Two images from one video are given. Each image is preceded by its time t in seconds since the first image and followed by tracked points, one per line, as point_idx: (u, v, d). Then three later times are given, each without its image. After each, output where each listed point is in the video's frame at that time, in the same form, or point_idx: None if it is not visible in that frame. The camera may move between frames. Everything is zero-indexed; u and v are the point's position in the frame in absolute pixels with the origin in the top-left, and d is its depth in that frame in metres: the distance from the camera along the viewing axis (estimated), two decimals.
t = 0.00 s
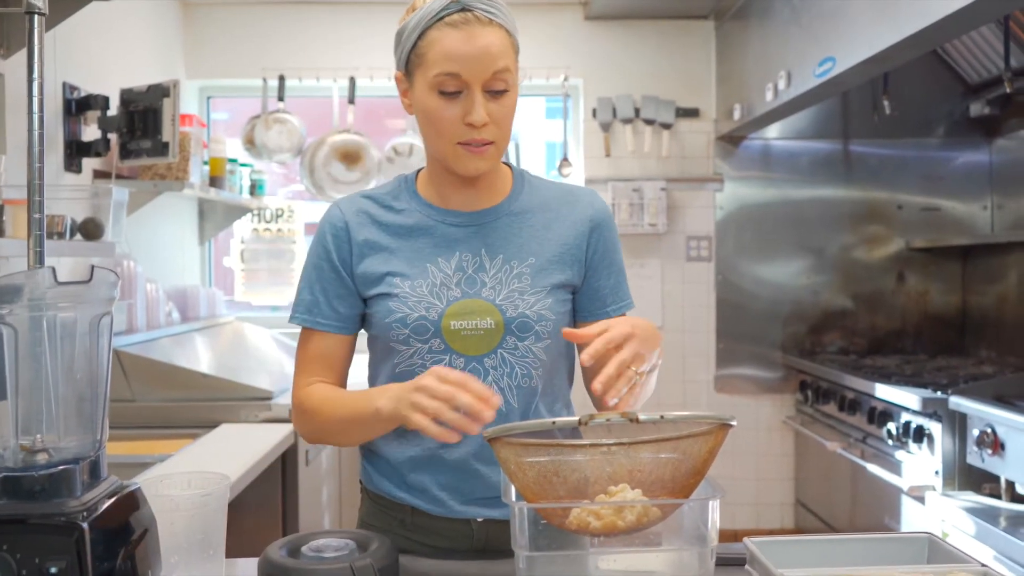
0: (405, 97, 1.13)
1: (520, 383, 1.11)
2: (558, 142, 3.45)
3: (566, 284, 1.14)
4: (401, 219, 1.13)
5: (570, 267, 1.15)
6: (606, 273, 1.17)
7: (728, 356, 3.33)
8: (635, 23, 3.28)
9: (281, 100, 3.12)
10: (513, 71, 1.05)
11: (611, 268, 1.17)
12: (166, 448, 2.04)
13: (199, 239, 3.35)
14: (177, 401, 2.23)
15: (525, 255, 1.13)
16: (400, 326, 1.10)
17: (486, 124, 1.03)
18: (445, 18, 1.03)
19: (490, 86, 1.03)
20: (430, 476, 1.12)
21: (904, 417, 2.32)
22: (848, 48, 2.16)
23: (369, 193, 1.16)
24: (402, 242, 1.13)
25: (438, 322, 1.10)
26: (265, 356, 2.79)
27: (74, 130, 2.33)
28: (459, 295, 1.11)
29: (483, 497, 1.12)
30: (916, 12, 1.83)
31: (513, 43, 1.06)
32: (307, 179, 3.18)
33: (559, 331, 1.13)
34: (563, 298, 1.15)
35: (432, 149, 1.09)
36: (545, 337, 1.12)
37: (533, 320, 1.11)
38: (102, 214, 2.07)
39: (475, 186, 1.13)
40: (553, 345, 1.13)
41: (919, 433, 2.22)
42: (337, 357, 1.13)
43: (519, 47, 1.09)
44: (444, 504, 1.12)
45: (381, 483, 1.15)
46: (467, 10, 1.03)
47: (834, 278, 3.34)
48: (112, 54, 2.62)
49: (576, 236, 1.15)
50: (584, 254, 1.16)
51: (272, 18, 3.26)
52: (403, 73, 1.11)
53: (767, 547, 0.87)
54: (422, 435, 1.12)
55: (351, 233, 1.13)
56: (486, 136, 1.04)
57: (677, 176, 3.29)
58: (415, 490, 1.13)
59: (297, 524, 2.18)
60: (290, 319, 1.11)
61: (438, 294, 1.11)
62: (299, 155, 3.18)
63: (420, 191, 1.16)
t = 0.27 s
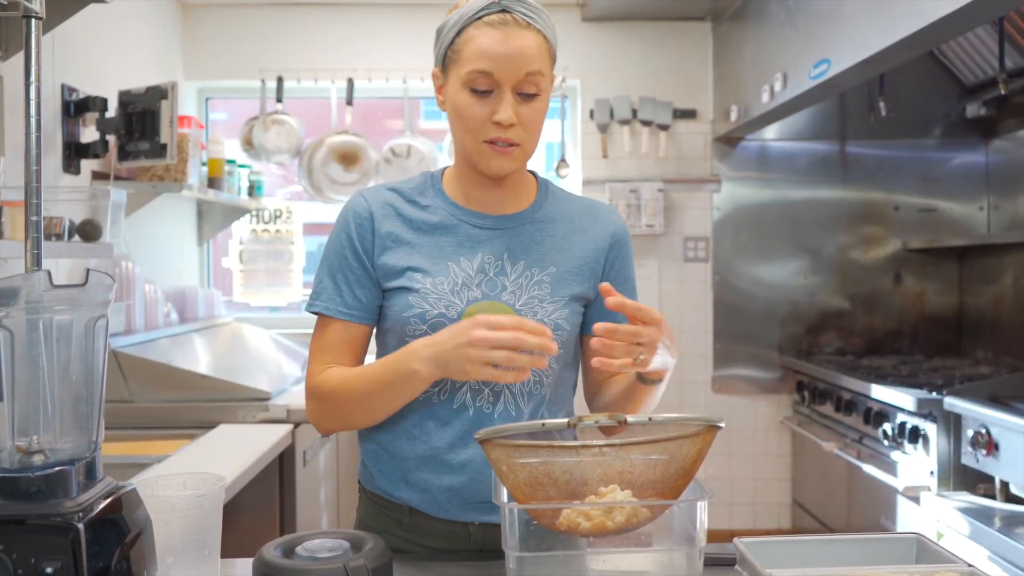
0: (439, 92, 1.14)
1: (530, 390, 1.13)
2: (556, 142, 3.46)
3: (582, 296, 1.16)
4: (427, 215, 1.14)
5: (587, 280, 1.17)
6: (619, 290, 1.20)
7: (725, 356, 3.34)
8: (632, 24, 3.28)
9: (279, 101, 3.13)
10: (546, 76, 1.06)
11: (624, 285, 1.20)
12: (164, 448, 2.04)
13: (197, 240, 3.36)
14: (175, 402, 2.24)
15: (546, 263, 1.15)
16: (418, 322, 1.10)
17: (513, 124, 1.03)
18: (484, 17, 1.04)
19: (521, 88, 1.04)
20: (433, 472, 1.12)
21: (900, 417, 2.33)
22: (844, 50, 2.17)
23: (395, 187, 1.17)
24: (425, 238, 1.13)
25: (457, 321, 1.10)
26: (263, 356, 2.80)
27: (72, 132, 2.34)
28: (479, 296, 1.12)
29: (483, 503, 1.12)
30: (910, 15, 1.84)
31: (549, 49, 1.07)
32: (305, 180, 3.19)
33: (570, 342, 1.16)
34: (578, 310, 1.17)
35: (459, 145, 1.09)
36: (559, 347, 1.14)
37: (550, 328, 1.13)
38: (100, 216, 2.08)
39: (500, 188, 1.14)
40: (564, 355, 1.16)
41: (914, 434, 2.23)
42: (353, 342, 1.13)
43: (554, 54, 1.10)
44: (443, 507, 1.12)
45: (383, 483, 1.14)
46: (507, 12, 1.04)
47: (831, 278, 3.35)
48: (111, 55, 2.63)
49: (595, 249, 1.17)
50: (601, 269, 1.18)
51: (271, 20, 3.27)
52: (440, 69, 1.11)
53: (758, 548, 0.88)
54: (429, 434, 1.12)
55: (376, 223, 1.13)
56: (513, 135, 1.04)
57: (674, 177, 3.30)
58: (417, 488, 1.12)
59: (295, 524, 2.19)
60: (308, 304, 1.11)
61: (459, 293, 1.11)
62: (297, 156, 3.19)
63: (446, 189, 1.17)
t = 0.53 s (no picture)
0: (462, 97, 1.14)
1: (540, 396, 1.12)
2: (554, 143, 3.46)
3: (594, 307, 1.16)
4: (447, 216, 1.14)
5: (601, 291, 1.16)
6: (631, 303, 1.20)
7: (723, 357, 3.35)
8: (631, 26, 3.29)
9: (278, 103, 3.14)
10: (567, 82, 1.05)
11: (635, 298, 1.20)
12: (162, 450, 2.05)
13: (196, 241, 3.36)
14: (173, 403, 2.25)
15: (562, 271, 1.14)
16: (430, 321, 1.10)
17: (533, 130, 1.03)
18: (507, 24, 1.04)
19: (542, 94, 1.04)
20: (437, 473, 1.12)
21: (897, 418, 2.33)
22: (840, 51, 2.18)
23: (416, 187, 1.18)
24: (444, 237, 1.14)
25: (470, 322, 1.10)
26: (262, 358, 2.81)
27: (71, 135, 2.34)
28: (495, 298, 1.11)
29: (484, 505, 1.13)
30: (907, 17, 1.84)
31: (572, 56, 1.07)
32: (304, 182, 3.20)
33: (579, 351, 1.15)
34: (590, 321, 1.16)
35: (481, 150, 1.10)
36: (569, 355, 1.14)
37: (562, 335, 1.12)
38: (99, 218, 2.08)
39: (520, 194, 1.14)
40: (573, 363, 1.15)
41: (910, 434, 2.24)
42: (365, 339, 1.15)
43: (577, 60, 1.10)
44: (444, 508, 1.12)
45: (386, 480, 1.15)
46: (529, 19, 1.04)
47: (829, 279, 3.35)
48: (110, 58, 2.63)
49: (611, 258, 1.17)
50: (615, 281, 1.18)
51: (270, 22, 3.28)
52: (464, 74, 1.12)
53: (749, 549, 0.89)
54: (435, 432, 1.12)
55: (396, 221, 1.14)
56: (533, 141, 1.04)
57: (672, 178, 3.31)
58: (419, 488, 1.13)
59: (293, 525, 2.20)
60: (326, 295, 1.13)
61: (474, 294, 1.11)
62: (296, 158, 3.20)
63: (467, 191, 1.17)
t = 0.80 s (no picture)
0: (472, 102, 1.14)
1: (541, 397, 1.12)
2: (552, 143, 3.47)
3: (600, 311, 1.16)
4: (456, 215, 1.15)
5: (607, 294, 1.16)
6: (636, 308, 1.20)
7: (721, 357, 3.35)
8: (629, 26, 3.29)
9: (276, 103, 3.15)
10: (575, 92, 1.05)
11: (640, 302, 1.20)
12: (161, 449, 2.06)
13: (195, 241, 3.37)
14: (171, 403, 2.25)
15: (569, 273, 1.14)
16: (437, 319, 1.10)
17: (542, 141, 1.04)
18: (514, 34, 1.03)
19: (551, 104, 1.04)
20: (438, 469, 1.13)
21: (893, 418, 2.34)
22: (837, 52, 2.18)
23: (426, 186, 1.18)
24: (453, 237, 1.14)
25: (476, 321, 1.10)
26: (261, 357, 2.82)
27: (70, 135, 2.35)
28: (501, 298, 1.11)
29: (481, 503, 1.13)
30: (904, 17, 1.85)
31: (580, 64, 1.07)
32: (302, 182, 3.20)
33: (583, 353, 1.15)
34: (595, 323, 1.16)
35: (492, 157, 1.10)
36: (572, 356, 1.14)
37: (566, 337, 1.12)
38: (97, 218, 2.08)
39: (529, 200, 1.14)
40: (576, 364, 1.15)
41: (907, 434, 2.24)
42: (373, 338, 1.15)
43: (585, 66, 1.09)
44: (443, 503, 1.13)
45: (386, 475, 1.16)
46: (537, 28, 1.03)
47: (827, 279, 3.36)
48: (109, 58, 2.64)
49: (618, 261, 1.16)
50: (622, 285, 1.17)
51: (269, 22, 3.28)
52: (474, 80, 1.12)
53: (742, 547, 0.89)
54: (438, 428, 1.13)
55: (406, 219, 1.14)
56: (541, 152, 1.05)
57: (671, 178, 3.32)
58: (418, 483, 1.14)
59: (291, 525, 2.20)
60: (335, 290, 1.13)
61: (480, 294, 1.11)
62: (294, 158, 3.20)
63: (477, 192, 1.18)
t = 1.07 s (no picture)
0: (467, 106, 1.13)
1: (536, 400, 1.12)
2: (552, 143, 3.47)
3: (596, 314, 1.15)
4: (454, 219, 1.15)
5: (604, 297, 1.15)
6: (633, 310, 1.19)
7: (721, 357, 3.35)
8: (628, 27, 3.30)
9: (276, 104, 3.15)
10: (568, 98, 1.04)
11: (638, 304, 1.19)
12: (161, 449, 2.06)
13: (195, 241, 3.37)
14: (172, 403, 2.26)
15: (565, 276, 1.13)
16: (432, 322, 1.10)
17: (535, 151, 1.04)
18: (502, 44, 1.02)
19: (544, 112, 1.03)
20: (436, 467, 1.14)
21: (892, 418, 2.34)
22: (836, 53, 2.18)
23: (426, 188, 1.19)
24: (451, 239, 1.15)
25: (471, 325, 1.10)
26: (261, 358, 2.83)
27: (71, 136, 2.35)
28: (496, 302, 1.11)
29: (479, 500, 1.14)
30: (902, 18, 1.85)
31: (573, 69, 1.05)
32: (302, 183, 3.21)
33: (579, 356, 1.15)
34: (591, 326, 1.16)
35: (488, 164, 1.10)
36: (567, 360, 1.13)
37: (561, 341, 1.12)
38: (98, 219, 2.09)
39: (527, 204, 1.15)
40: (572, 368, 1.15)
41: (906, 434, 2.25)
42: (370, 338, 1.16)
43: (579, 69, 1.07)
44: (441, 501, 1.14)
45: (386, 472, 1.17)
46: (526, 37, 1.01)
47: (827, 279, 3.36)
48: (110, 59, 2.64)
49: (615, 265, 1.15)
50: (618, 287, 1.16)
51: (269, 23, 3.29)
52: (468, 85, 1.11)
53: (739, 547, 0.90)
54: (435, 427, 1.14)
55: (404, 222, 1.14)
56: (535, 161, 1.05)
57: (670, 179, 3.32)
58: (417, 481, 1.15)
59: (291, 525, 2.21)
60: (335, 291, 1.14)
61: (475, 297, 1.11)
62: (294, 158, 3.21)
63: (476, 195, 1.18)
